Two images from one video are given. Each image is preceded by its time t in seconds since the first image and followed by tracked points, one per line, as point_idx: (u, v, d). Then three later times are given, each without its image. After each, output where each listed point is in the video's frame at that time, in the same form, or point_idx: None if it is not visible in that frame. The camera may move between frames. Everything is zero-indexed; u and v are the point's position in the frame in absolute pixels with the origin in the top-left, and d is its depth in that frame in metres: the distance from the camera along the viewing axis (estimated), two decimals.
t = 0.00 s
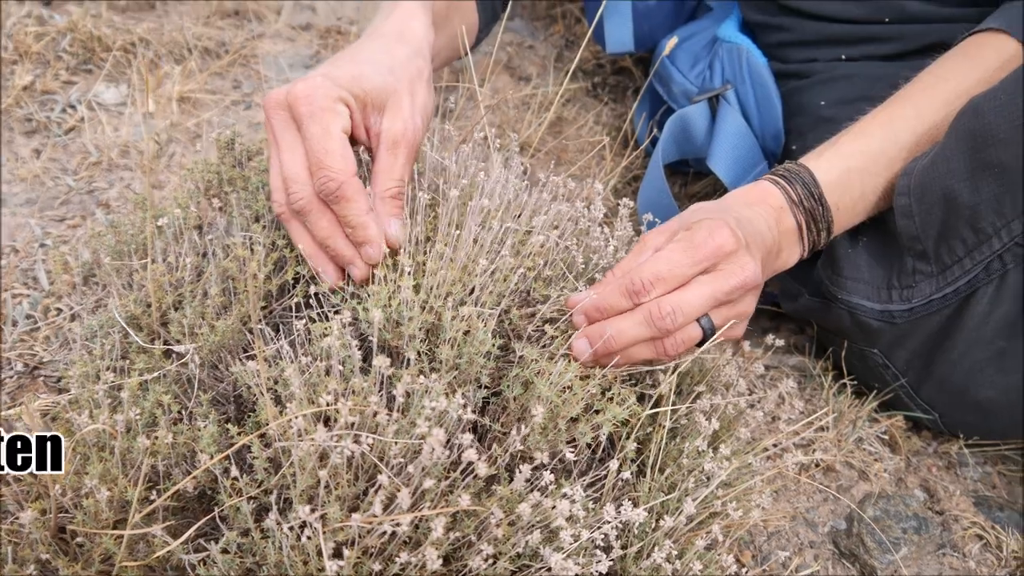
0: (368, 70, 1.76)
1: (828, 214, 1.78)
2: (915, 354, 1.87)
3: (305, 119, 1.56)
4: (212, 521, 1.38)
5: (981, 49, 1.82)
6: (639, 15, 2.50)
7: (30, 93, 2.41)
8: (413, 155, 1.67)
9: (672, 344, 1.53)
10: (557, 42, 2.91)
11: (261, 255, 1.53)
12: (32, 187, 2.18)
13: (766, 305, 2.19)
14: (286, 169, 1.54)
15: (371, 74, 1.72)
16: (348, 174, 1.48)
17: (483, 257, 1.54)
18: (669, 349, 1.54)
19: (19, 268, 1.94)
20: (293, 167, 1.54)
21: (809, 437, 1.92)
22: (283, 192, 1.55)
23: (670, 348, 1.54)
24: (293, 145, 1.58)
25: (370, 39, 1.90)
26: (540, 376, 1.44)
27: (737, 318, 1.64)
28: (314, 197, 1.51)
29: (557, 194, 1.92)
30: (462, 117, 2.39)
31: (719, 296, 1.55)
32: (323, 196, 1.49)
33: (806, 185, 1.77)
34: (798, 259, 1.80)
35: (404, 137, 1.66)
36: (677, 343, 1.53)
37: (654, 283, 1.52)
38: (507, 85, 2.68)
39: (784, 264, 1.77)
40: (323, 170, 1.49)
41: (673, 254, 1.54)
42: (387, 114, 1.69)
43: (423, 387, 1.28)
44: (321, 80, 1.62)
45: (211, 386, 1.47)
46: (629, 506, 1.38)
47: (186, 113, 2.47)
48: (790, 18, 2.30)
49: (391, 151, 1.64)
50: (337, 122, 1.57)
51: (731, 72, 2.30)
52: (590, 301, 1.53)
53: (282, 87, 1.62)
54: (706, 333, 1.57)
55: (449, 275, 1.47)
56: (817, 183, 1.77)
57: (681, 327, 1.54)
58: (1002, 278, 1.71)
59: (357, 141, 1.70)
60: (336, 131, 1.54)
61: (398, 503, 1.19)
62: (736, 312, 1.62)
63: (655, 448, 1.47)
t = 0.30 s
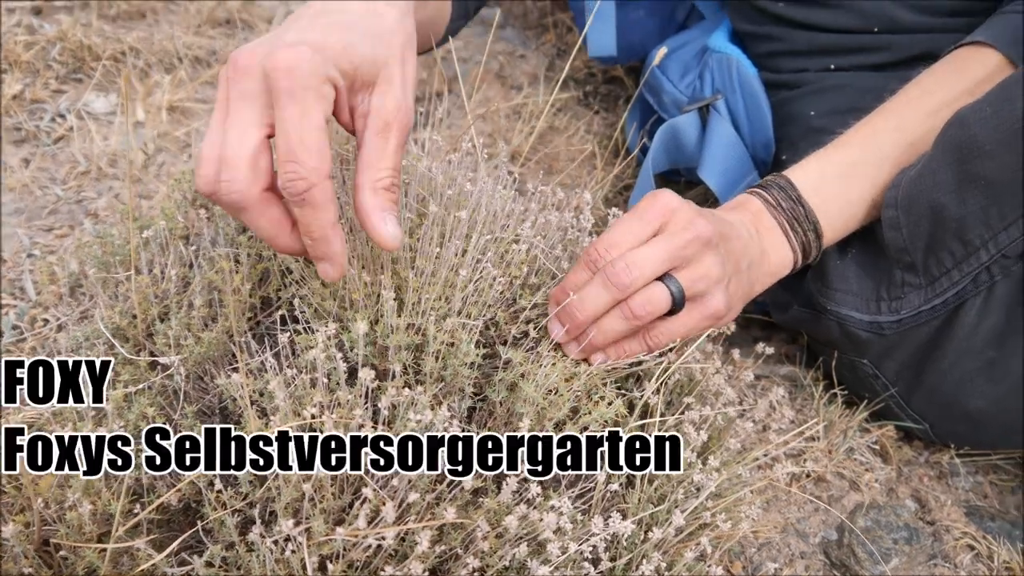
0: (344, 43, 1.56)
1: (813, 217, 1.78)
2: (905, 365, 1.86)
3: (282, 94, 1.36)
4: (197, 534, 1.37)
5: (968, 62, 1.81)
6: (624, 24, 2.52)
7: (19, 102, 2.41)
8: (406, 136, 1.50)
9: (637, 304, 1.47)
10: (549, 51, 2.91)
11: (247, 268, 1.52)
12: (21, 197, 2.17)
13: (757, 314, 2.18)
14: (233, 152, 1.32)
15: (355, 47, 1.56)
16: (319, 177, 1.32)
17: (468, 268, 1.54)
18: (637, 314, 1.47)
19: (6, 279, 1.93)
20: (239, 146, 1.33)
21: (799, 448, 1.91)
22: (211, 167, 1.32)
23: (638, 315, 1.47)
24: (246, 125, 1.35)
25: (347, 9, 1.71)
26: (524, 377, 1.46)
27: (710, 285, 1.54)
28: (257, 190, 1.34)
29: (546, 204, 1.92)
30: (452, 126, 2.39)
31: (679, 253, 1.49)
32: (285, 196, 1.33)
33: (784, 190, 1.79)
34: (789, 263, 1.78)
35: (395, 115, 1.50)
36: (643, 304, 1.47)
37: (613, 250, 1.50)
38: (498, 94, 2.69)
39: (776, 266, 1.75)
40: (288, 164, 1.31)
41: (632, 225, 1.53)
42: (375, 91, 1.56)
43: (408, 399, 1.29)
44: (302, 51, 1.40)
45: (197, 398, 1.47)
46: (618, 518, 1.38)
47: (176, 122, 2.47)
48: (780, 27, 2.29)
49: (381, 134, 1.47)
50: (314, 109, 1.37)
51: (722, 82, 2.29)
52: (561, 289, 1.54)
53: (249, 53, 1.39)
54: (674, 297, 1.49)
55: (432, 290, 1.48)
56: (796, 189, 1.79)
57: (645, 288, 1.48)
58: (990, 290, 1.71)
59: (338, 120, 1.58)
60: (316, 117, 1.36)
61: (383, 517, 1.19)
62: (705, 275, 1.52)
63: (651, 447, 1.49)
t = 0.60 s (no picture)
0: (357, 128, 1.40)
1: (819, 218, 1.76)
2: (911, 366, 1.84)
3: (296, 208, 1.29)
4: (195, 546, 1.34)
5: (971, 59, 1.80)
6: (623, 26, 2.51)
7: (14, 110, 2.41)
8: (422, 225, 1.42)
9: (639, 306, 1.45)
10: (547, 54, 2.90)
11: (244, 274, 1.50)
12: (16, 205, 2.16)
13: (760, 317, 2.16)
14: (260, 247, 1.31)
15: (371, 133, 1.41)
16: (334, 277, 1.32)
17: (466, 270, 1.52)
18: (640, 316, 1.46)
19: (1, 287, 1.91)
20: (269, 239, 1.31)
21: (804, 452, 1.89)
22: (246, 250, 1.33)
23: (639, 317, 1.46)
24: (273, 222, 1.31)
25: (365, 66, 1.57)
26: (525, 380, 1.44)
27: (713, 286, 1.52)
28: (290, 283, 1.35)
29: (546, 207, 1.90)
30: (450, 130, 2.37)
31: (681, 254, 1.48)
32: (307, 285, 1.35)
33: (789, 190, 1.78)
34: (796, 262, 1.76)
35: (411, 205, 1.39)
36: (645, 306, 1.45)
37: (613, 251, 1.48)
38: (496, 98, 2.67)
39: (781, 266, 1.73)
40: (306, 264, 1.32)
41: (632, 226, 1.51)
42: (394, 183, 1.42)
43: (407, 403, 1.28)
44: (317, 155, 1.31)
45: (194, 406, 1.45)
46: (623, 525, 1.35)
47: (172, 128, 2.45)
48: (781, 27, 2.28)
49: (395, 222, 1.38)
50: (332, 215, 1.30)
51: (722, 82, 2.28)
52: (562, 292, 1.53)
53: (264, 155, 1.29)
54: (676, 298, 1.47)
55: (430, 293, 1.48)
56: (801, 188, 1.77)
57: (647, 289, 1.46)
58: (997, 290, 1.69)
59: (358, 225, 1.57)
60: (331, 228, 1.30)
61: (383, 526, 1.16)
62: (709, 276, 1.51)
63: (655, 447, 1.48)
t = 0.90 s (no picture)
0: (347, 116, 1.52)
1: (822, 227, 1.76)
2: (912, 377, 1.85)
3: (285, 181, 1.41)
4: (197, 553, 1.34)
5: (973, 69, 1.81)
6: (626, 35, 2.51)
7: (17, 115, 2.42)
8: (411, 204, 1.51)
9: (643, 316, 1.45)
10: (549, 61, 2.91)
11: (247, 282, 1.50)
12: (18, 211, 2.17)
13: (761, 326, 2.17)
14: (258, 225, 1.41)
15: (358, 120, 1.53)
16: (323, 249, 1.37)
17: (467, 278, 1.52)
18: (644, 326, 1.46)
19: (3, 292, 1.91)
20: (264, 218, 1.41)
21: (805, 461, 1.89)
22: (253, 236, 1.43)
23: (644, 327, 1.46)
24: (268, 201, 1.42)
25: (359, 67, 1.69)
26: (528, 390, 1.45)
27: (717, 294, 1.52)
28: (289, 261, 1.42)
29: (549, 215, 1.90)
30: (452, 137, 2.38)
31: (683, 264, 1.48)
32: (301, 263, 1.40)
33: (790, 200, 1.78)
34: (799, 270, 1.76)
35: (398, 184, 1.49)
36: (649, 316, 1.45)
37: (615, 262, 1.49)
38: (499, 106, 2.68)
39: (783, 275, 1.73)
40: (299, 240, 1.38)
41: (634, 237, 1.51)
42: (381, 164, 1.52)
43: (410, 410, 1.29)
44: (304, 136, 1.44)
45: (197, 413, 1.45)
46: (625, 535, 1.36)
47: (174, 134, 2.46)
48: (783, 36, 2.28)
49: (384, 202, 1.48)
50: (318, 187, 1.41)
51: (723, 91, 2.28)
52: (567, 304, 1.53)
53: (256, 138, 1.42)
54: (680, 308, 1.47)
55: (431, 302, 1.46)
56: (802, 199, 1.77)
57: (650, 300, 1.47)
58: (998, 301, 1.70)
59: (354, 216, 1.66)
60: (317, 199, 1.40)
61: (386, 535, 1.17)
62: (712, 285, 1.51)
63: (654, 447, 1.49)
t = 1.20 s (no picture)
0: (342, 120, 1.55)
1: (819, 229, 1.77)
2: (911, 382, 1.86)
3: (286, 184, 1.43)
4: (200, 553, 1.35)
5: (970, 74, 1.82)
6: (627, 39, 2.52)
7: (21, 117, 2.44)
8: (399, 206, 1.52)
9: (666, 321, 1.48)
10: (551, 65, 2.93)
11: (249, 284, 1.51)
12: (22, 212, 2.18)
13: (761, 329, 2.17)
14: (260, 228, 1.42)
15: (355, 125, 1.55)
16: (317, 253, 1.40)
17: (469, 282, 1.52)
18: (666, 330, 1.48)
19: (6, 293, 1.92)
20: (266, 223, 1.43)
21: (804, 464, 1.89)
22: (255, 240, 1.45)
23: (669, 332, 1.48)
24: (268, 204, 1.44)
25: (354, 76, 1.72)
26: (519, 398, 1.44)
27: (728, 290, 1.56)
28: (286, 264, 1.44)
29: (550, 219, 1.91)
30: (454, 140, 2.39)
31: (691, 266, 1.52)
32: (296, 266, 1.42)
33: (786, 203, 1.79)
34: (796, 270, 1.76)
35: (388, 184, 1.49)
36: (671, 320, 1.48)
37: (625, 271, 1.50)
38: (500, 109, 2.69)
39: (782, 275, 1.74)
40: (295, 241, 1.40)
41: (634, 243, 1.53)
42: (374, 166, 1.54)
43: (414, 413, 1.31)
44: (303, 139, 1.46)
45: (200, 415, 1.47)
46: (624, 537, 1.37)
47: (177, 136, 2.47)
48: (783, 42, 2.30)
49: (374, 205, 1.48)
50: (317, 190, 1.43)
51: (723, 95, 2.30)
52: (576, 316, 1.54)
53: (256, 141, 1.44)
54: (699, 307, 1.50)
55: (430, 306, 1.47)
56: (797, 201, 1.79)
57: (667, 304, 1.49)
58: (997, 306, 1.71)
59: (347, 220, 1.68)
60: (316, 202, 1.42)
61: (387, 537, 1.18)
62: (723, 282, 1.54)
63: (655, 447, 1.49)
